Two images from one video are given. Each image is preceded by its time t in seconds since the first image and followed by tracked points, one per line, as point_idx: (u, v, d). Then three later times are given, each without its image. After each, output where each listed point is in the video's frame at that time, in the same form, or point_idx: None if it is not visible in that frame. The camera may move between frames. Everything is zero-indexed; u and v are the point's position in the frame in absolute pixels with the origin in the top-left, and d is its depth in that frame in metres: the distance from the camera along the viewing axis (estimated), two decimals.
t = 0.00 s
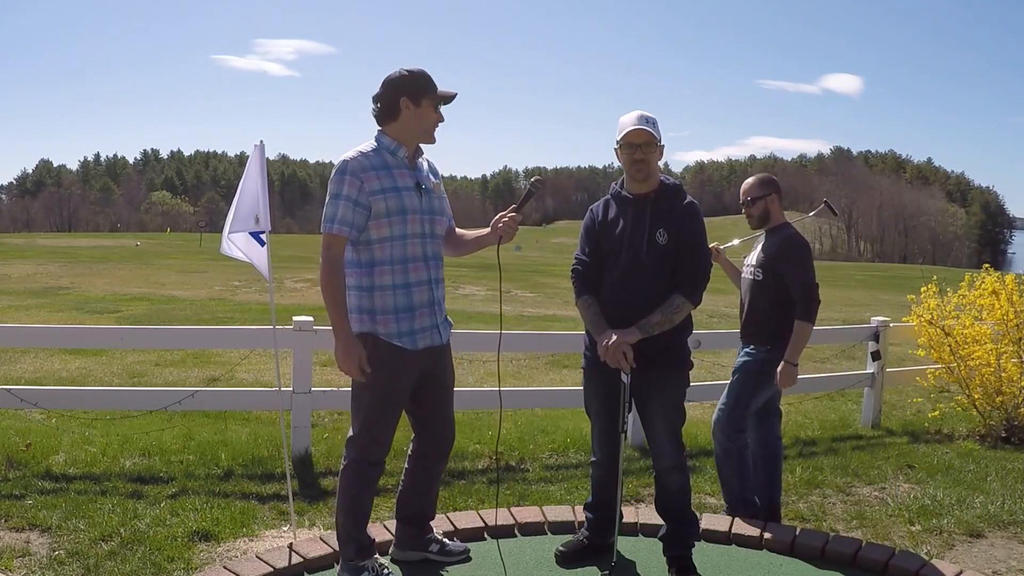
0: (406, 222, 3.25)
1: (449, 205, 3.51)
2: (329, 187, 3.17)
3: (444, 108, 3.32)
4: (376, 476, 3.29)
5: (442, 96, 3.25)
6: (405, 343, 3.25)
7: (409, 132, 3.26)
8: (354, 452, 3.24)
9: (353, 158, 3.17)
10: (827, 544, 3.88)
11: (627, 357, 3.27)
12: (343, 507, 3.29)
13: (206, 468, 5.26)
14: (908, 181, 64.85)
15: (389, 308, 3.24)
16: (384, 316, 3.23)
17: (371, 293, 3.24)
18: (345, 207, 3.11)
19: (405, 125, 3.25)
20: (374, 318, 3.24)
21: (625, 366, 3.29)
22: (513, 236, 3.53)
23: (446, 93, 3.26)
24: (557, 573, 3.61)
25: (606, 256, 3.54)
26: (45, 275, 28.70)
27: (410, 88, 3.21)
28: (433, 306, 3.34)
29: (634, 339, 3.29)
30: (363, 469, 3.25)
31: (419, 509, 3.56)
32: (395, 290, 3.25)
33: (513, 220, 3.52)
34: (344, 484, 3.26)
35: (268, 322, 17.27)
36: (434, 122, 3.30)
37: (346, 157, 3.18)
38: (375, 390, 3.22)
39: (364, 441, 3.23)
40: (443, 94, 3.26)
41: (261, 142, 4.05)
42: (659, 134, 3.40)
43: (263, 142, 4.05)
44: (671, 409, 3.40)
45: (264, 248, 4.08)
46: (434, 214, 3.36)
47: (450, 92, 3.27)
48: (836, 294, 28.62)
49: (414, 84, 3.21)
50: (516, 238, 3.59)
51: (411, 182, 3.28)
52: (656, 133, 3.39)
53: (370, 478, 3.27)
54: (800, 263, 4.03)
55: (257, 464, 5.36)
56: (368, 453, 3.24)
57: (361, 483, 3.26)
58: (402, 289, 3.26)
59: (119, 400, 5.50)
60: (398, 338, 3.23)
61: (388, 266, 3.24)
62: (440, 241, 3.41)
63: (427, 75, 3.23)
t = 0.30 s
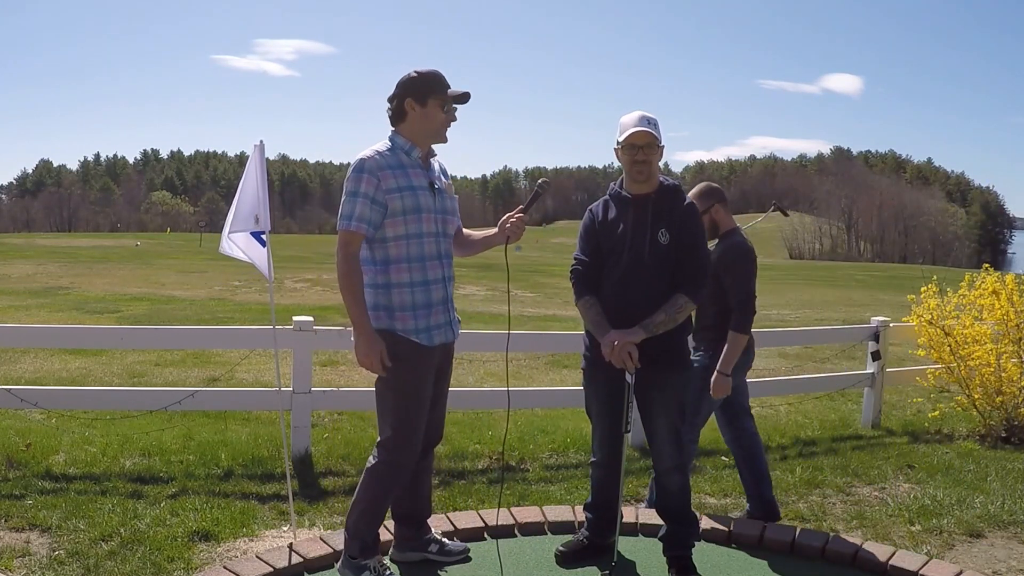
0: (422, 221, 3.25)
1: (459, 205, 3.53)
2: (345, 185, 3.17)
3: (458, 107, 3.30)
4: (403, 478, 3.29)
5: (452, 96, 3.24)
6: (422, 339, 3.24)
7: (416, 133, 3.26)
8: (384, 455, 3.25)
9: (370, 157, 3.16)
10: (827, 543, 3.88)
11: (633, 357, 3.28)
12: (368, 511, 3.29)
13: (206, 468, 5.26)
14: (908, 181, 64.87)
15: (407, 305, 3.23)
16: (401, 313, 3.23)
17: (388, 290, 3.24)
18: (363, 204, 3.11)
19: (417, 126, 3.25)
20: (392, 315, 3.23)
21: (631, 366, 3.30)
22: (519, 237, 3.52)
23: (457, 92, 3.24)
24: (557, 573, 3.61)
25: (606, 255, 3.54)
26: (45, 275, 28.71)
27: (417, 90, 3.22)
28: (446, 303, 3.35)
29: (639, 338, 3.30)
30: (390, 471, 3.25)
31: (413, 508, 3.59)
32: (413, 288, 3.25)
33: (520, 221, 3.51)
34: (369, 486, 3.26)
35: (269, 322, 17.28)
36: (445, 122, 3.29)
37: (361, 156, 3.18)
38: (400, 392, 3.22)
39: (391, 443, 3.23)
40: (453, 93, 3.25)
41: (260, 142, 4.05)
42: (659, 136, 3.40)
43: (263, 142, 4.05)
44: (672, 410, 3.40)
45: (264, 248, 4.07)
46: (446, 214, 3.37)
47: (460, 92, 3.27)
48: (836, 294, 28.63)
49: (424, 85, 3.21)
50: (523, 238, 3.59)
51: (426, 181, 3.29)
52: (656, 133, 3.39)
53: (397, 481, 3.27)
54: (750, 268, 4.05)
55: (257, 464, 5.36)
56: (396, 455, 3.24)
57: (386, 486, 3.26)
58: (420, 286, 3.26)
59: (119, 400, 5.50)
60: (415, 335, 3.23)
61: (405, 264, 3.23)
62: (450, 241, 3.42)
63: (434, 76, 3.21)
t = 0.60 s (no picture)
0: (423, 222, 3.25)
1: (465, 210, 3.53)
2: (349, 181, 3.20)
3: (463, 108, 3.28)
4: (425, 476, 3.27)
5: (453, 97, 3.22)
6: (419, 337, 3.23)
7: (418, 132, 3.26)
8: (404, 456, 3.22)
9: (375, 155, 3.19)
10: (827, 544, 3.88)
11: (632, 354, 3.27)
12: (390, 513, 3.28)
13: (206, 468, 5.26)
14: (908, 181, 64.88)
15: (404, 304, 3.23)
16: (398, 311, 3.22)
17: (386, 288, 3.24)
18: (365, 200, 3.13)
19: (420, 127, 3.26)
20: (389, 312, 3.22)
21: (630, 364, 3.29)
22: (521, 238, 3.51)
23: (458, 92, 3.23)
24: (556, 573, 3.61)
25: (607, 255, 3.54)
26: (45, 275, 28.71)
27: (416, 90, 3.22)
28: (446, 306, 3.33)
29: (639, 335, 3.30)
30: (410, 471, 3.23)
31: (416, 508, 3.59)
32: (410, 288, 3.24)
33: (521, 222, 3.50)
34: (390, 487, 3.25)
35: (268, 321, 17.28)
36: (448, 123, 3.27)
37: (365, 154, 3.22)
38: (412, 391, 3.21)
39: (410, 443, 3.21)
40: (455, 94, 3.23)
41: (261, 143, 4.05)
42: (659, 138, 3.40)
43: (263, 143, 4.05)
44: (670, 409, 3.40)
45: (264, 248, 4.07)
46: (449, 217, 3.37)
47: (462, 92, 3.25)
48: (836, 293, 28.63)
49: (426, 86, 3.21)
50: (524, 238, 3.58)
51: (431, 183, 3.29)
52: (656, 134, 3.39)
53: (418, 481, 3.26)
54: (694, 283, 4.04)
55: (257, 464, 5.36)
56: (416, 455, 3.22)
57: (408, 486, 3.25)
58: (418, 286, 3.26)
59: (119, 400, 5.50)
60: (411, 333, 3.22)
61: (404, 263, 3.24)
62: (453, 244, 3.41)
63: (432, 77, 3.20)
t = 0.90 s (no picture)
0: (411, 220, 3.24)
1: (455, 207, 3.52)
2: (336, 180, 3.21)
3: (453, 104, 3.29)
4: (393, 479, 3.28)
5: (445, 92, 3.24)
6: (404, 339, 3.22)
7: (408, 128, 3.26)
8: (371, 457, 3.25)
9: (361, 153, 3.19)
10: (827, 544, 3.88)
11: (631, 357, 3.27)
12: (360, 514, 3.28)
13: (205, 468, 5.26)
14: (908, 181, 64.89)
15: (391, 304, 3.22)
16: (385, 312, 3.22)
17: (373, 289, 3.24)
18: (350, 200, 3.13)
19: (411, 123, 3.26)
20: (376, 313, 3.23)
21: (630, 366, 3.29)
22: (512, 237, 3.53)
23: (450, 87, 3.24)
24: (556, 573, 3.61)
25: (609, 255, 3.55)
26: (45, 275, 28.71)
27: (406, 86, 3.22)
28: (435, 306, 3.32)
29: (638, 338, 3.30)
30: (379, 472, 3.25)
31: (416, 509, 3.57)
32: (398, 288, 3.24)
33: (513, 220, 3.53)
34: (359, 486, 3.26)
35: (268, 322, 17.28)
36: (440, 118, 3.28)
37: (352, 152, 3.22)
38: (387, 392, 3.22)
39: (377, 443, 3.22)
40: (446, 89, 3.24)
41: (260, 143, 4.05)
42: (658, 137, 3.39)
43: (263, 143, 4.05)
44: (672, 412, 3.40)
45: (264, 248, 4.07)
46: (439, 215, 3.35)
47: (453, 87, 3.26)
48: (836, 293, 28.64)
49: (416, 81, 3.21)
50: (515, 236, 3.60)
51: (419, 181, 3.28)
52: (654, 134, 3.39)
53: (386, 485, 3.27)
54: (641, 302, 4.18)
55: (257, 464, 5.36)
56: (383, 456, 3.23)
57: (377, 486, 3.26)
58: (405, 286, 3.25)
59: (119, 400, 5.50)
60: (397, 335, 3.21)
61: (391, 263, 3.23)
62: (444, 243, 3.39)
63: (424, 72, 3.22)
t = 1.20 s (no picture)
0: (388, 222, 3.24)
1: (437, 209, 3.51)
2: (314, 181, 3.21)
3: (428, 102, 3.27)
4: (372, 478, 3.29)
5: (418, 89, 3.23)
6: (381, 344, 3.22)
7: (386, 129, 3.26)
8: (350, 457, 3.25)
9: (338, 154, 3.19)
10: (827, 544, 3.88)
11: (636, 357, 3.28)
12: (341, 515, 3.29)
13: (206, 468, 5.26)
14: (908, 181, 64.89)
15: (367, 309, 3.22)
16: (361, 316, 3.22)
17: (350, 292, 3.24)
18: (326, 201, 3.13)
19: (386, 123, 3.26)
20: (352, 317, 3.23)
21: (633, 365, 3.30)
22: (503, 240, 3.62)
23: (422, 84, 3.23)
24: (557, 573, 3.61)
25: (613, 256, 3.56)
26: (45, 275, 28.71)
27: (381, 87, 3.24)
28: (414, 309, 3.31)
29: (642, 338, 3.29)
30: (357, 472, 3.26)
31: (417, 510, 3.57)
32: (375, 291, 3.23)
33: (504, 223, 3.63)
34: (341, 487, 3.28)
35: (269, 322, 17.28)
36: (414, 117, 3.26)
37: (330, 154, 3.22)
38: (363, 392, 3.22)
39: (354, 443, 3.23)
40: (419, 86, 3.23)
41: (260, 143, 4.05)
42: (655, 133, 3.39)
43: (262, 143, 4.05)
44: (677, 413, 3.39)
45: (264, 248, 4.08)
46: (418, 217, 3.34)
47: (426, 84, 3.25)
48: (836, 293, 28.65)
49: (388, 80, 3.22)
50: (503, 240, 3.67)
51: (397, 182, 3.28)
52: (650, 132, 3.38)
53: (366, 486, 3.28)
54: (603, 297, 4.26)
55: (257, 464, 5.36)
56: (361, 455, 3.24)
57: (356, 487, 3.27)
58: (382, 290, 3.24)
59: (119, 400, 5.50)
60: (373, 339, 3.21)
61: (368, 265, 3.22)
62: (424, 246, 3.38)
63: (398, 71, 3.22)
